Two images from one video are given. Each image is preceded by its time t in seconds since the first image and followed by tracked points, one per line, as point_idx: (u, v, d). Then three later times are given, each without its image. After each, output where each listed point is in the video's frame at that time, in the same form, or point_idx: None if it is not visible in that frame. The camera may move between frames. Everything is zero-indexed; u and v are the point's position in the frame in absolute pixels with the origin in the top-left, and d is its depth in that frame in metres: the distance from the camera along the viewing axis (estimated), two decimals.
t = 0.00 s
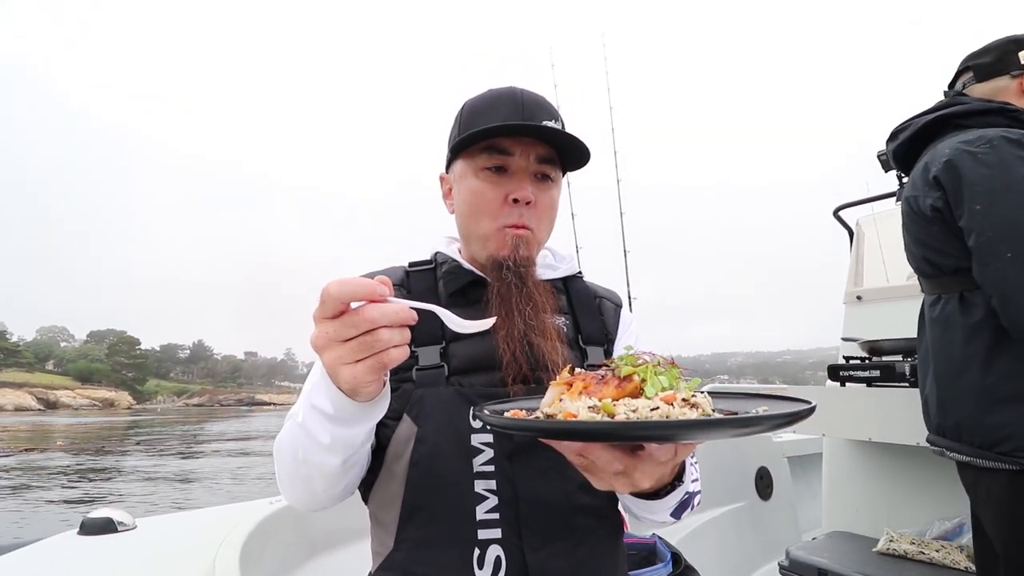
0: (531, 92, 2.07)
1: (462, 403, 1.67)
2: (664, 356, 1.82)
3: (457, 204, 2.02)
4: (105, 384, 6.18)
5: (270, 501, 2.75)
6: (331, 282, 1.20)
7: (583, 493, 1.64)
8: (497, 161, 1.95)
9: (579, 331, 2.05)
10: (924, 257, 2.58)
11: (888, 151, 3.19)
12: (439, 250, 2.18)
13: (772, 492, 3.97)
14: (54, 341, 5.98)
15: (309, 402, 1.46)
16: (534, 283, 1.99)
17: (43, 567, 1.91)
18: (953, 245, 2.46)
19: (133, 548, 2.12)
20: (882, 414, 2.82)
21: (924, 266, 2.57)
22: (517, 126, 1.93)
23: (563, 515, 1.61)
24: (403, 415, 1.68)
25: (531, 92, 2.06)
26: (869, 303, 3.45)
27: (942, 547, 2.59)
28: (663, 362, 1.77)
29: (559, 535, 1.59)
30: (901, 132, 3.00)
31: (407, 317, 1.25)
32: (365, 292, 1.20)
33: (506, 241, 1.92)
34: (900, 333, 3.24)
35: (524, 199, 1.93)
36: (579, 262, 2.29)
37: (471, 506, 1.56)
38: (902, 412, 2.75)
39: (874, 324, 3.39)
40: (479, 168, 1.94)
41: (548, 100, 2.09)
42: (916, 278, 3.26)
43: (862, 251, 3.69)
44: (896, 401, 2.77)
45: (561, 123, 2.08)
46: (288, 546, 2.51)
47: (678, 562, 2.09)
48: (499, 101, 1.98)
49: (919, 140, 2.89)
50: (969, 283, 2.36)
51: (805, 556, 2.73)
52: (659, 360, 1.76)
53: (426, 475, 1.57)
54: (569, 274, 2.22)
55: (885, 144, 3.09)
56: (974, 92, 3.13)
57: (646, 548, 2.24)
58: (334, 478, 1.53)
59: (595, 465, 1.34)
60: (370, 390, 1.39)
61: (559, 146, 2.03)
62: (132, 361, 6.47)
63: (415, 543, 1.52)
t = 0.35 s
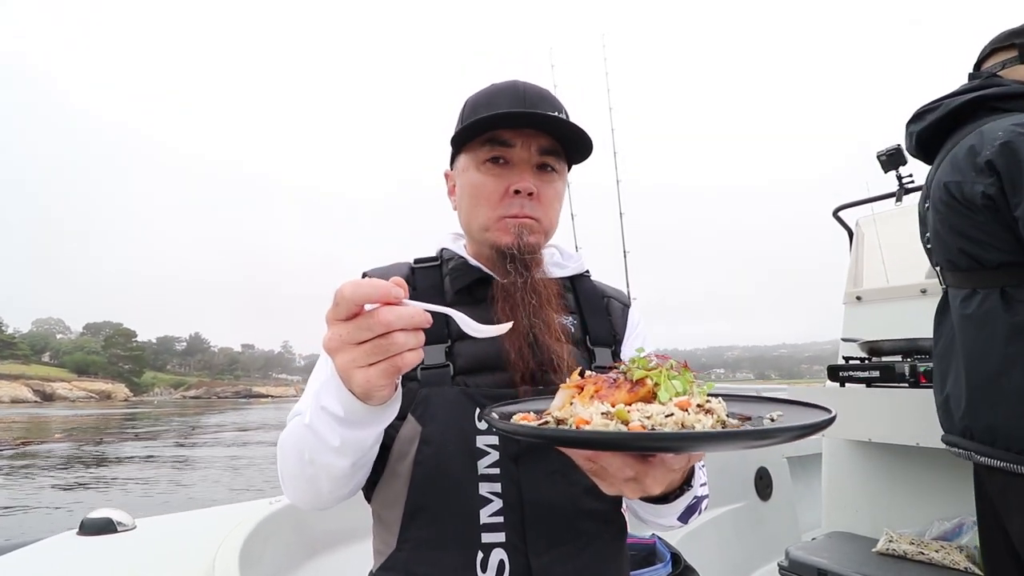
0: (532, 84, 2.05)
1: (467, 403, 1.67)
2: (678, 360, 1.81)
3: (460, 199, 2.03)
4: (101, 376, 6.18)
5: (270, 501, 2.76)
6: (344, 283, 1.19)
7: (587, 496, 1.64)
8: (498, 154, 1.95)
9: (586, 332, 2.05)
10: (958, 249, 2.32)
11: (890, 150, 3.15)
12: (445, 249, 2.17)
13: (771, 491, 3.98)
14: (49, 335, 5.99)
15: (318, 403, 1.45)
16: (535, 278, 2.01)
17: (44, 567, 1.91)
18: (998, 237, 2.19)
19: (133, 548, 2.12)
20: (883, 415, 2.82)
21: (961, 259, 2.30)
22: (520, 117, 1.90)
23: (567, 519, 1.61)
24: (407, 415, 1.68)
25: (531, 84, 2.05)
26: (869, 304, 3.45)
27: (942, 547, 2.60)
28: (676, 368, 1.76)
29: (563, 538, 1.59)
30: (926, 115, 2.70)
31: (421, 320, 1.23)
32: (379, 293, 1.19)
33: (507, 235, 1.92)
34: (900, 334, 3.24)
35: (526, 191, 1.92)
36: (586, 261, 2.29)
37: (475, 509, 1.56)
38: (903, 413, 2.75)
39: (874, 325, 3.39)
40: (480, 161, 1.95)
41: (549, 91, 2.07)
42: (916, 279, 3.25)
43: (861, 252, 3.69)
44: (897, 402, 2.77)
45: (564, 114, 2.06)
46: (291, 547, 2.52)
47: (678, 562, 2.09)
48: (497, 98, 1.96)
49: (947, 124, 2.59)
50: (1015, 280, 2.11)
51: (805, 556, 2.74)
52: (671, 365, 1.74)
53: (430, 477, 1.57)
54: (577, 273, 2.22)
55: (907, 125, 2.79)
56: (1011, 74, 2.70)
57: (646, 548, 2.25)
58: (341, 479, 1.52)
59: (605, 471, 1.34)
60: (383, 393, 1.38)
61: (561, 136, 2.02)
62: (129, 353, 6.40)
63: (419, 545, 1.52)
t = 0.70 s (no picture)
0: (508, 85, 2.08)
1: (465, 400, 1.66)
2: (675, 350, 1.79)
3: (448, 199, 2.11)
4: (98, 371, 6.10)
5: (270, 499, 2.75)
6: (350, 291, 1.18)
7: (585, 493, 1.64)
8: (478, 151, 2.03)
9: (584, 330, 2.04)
10: (973, 241, 2.31)
11: (889, 148, 3.15)
12: (444, 250, 2.18)
13: (771, 489, 4.01)
14: (45, 331, 5.96)
15: (326, 406, 1.45)
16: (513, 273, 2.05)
17: (42, 565, 1.90)
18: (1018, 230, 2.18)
19: (133, 546, 2.11)
20: (884, 413, 2.82)
21: (976, 251, 2.30)
22: (494, 110, 1.96)
23: (564, 515, 1.60)
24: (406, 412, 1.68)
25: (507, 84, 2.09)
26: (868, 302, 3.45)
27: (941, 545, 2.59)
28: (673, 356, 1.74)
29: (559, 534, 1.59)
30: (935, 106, 2.70)
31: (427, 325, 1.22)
32: (386, 300, 1.18)
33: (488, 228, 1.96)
34: (899, 332, 3.24)
35: (502, 182, 1.97)
36: (583, 261, 2.28)
37: (473, 505, 1.55)
38: (903, 412, 2.75)
39: (874, 323, 3.39)
40: (460, 160, 2.04)
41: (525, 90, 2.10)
42: (916, 277, 3.25)
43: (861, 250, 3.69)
44: (898, 402, 2.77)
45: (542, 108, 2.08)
46: (290, 545, 2.51)
47: (677, 560, 2.09)
48: (474, 96, 2.05)
49: (959, 116, 2.59)
50: None
51: (804, 554, 2.74)
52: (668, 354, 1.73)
53: (428, 473, 1.56)
54: (574, 272, 2.21)
55: (916, 116, 2.78)
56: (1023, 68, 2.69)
57: (645, 546, 2.24)
58: (345, 480, 1.52)
59: (605, 461, 1.34)
60: (389, 400, 1.37)
61: (539, 127, 2.06)
62: (126, 349, 6.36)
63: (417, 542, 1.52)
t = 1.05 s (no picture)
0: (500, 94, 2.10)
1: (463, 396, 1.66)
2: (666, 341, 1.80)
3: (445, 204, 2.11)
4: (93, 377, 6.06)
5: (269, 497, 2.73)
6: (346, 295, 1.17)
7: (583, 485, 1.64)
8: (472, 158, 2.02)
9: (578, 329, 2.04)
10: (960, 241, 2.32)
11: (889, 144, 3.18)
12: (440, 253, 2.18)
13: (772, 486, 3.98)
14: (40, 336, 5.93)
15: (326, 405, 1.44)
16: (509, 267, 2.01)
17: (41, 562, 1.88)
18: (1004, 230, 2.19)
19: (133, 542, 2.10)
20: (885, 409, 2.82)
21: (962, 250, 2.31)
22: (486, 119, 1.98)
23: (562, 506, 1.60)
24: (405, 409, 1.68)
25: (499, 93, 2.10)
26: (868, 299, 3.46)
27: (941, 541, 2.57)
28: (665, 347, 1.76)
29: (557, 525, 1.58)
30: (921, 108, 2.72)
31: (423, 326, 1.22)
32: (381, 303, 1.17)
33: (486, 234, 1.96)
34: (898, 330, 3.25)
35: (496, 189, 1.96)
36: (578, 263, 2.28)
37: (471, 498, 1.55)
38: (903, 408, 2.75)
39: (874, 320, 3.40)
40: (455, 166, 2.03)
41: (515, 97, 2.11)
42: (915, 274, 3.27)
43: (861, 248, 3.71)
44: (900, 397, 2.76)
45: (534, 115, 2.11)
46: (289, 542, 2.50)
47: (676, 557, 2.08)
48: (467, 104, 2.06)
49: (944, 118, 2.62)
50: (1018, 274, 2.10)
51: (804, 550, 2.74)
52: (660, 345, 1.74)
53: (426, 466, 1.56)
54: (568, 273, 2.20)
55: (902, 120, 2.81)
56: (1003, 70, 2.73)
57: (645, 543, 2.24)
58: (347, 479, 1.52)
59: (600, 449, 1.33)
60: (387, 399, 1.38)
61: (529, 133, 2.06)
62: (121, 355, 6.37)
63: (416, 535, 1.51)
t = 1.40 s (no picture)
0: (513, 99, 2.04)
1: (464, 399, 1.66)
2: (674, 348, 1.75)
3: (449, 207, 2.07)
4: (88, 390, 6.01)
5: (269, 498, 2.72)
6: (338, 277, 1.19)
7: (583, 487, 1.64)
8: (485, 168, 1.97)
9: (578, 330, 2.05)
10: (938, 247, 2.38)
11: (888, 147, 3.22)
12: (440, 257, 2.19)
13: (772, 490, 4.01)
14: (35, 346, 5.90)
15: (315, 394, 1.46)
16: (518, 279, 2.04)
17: (39, 565, 1.87)
18: (975, 238, 2.24)
19: (132, 544, 2.08)
20: (887, 412, 2.82)
21: (940, 256, 2.37)
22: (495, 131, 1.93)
23: (564, 508, 1.60)
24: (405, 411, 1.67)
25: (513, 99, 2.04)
26: (868, 301, 3.48)
27: (941, 544, 2.56)
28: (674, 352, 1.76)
29: (558, 527, 1.58)
30: (909, 113, 2.74)
31: (407, 323, 1.22)
32: (370, 291, 1.18)
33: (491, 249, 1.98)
34: (897, 333, 3.27)
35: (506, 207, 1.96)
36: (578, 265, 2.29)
37: (472, 499, 1.55)
38: (903, 411, 2.75)
39: (875, 324, 3.41)
40: (466, 175, 1.97)
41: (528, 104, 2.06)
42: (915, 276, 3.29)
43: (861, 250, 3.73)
44: (900, 400, 2.77)
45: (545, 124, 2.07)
46: (288, 541, 2.48)
47: (677, 559, 2.08)
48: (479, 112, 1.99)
49: (927, 124, 2.65)
50: (995, 279, 2.17)
51: (804, 553, 2.73)
52: (670, 350, 1.74)
53: (427, 467, 1.56)
54: (568, 275, 2.22)
55: (891, 126, 2.84)
56: (986, 72, 2.78)
57: (645, 545, 2.23)
58: (332, 473, 1.52)
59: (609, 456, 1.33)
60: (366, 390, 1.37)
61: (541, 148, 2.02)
62: (116, 366, 6.34)
63: (417, 536, 1.51)
